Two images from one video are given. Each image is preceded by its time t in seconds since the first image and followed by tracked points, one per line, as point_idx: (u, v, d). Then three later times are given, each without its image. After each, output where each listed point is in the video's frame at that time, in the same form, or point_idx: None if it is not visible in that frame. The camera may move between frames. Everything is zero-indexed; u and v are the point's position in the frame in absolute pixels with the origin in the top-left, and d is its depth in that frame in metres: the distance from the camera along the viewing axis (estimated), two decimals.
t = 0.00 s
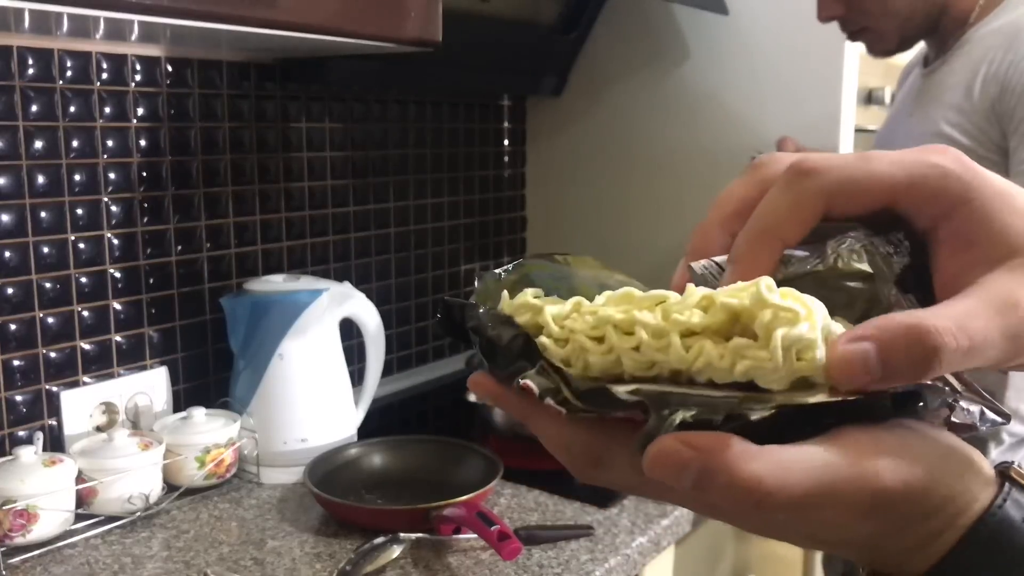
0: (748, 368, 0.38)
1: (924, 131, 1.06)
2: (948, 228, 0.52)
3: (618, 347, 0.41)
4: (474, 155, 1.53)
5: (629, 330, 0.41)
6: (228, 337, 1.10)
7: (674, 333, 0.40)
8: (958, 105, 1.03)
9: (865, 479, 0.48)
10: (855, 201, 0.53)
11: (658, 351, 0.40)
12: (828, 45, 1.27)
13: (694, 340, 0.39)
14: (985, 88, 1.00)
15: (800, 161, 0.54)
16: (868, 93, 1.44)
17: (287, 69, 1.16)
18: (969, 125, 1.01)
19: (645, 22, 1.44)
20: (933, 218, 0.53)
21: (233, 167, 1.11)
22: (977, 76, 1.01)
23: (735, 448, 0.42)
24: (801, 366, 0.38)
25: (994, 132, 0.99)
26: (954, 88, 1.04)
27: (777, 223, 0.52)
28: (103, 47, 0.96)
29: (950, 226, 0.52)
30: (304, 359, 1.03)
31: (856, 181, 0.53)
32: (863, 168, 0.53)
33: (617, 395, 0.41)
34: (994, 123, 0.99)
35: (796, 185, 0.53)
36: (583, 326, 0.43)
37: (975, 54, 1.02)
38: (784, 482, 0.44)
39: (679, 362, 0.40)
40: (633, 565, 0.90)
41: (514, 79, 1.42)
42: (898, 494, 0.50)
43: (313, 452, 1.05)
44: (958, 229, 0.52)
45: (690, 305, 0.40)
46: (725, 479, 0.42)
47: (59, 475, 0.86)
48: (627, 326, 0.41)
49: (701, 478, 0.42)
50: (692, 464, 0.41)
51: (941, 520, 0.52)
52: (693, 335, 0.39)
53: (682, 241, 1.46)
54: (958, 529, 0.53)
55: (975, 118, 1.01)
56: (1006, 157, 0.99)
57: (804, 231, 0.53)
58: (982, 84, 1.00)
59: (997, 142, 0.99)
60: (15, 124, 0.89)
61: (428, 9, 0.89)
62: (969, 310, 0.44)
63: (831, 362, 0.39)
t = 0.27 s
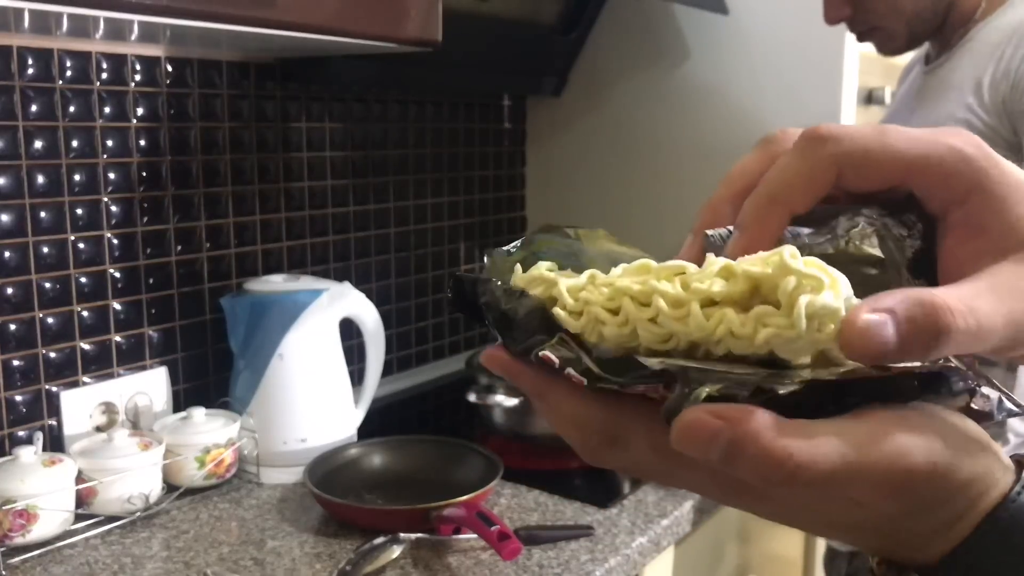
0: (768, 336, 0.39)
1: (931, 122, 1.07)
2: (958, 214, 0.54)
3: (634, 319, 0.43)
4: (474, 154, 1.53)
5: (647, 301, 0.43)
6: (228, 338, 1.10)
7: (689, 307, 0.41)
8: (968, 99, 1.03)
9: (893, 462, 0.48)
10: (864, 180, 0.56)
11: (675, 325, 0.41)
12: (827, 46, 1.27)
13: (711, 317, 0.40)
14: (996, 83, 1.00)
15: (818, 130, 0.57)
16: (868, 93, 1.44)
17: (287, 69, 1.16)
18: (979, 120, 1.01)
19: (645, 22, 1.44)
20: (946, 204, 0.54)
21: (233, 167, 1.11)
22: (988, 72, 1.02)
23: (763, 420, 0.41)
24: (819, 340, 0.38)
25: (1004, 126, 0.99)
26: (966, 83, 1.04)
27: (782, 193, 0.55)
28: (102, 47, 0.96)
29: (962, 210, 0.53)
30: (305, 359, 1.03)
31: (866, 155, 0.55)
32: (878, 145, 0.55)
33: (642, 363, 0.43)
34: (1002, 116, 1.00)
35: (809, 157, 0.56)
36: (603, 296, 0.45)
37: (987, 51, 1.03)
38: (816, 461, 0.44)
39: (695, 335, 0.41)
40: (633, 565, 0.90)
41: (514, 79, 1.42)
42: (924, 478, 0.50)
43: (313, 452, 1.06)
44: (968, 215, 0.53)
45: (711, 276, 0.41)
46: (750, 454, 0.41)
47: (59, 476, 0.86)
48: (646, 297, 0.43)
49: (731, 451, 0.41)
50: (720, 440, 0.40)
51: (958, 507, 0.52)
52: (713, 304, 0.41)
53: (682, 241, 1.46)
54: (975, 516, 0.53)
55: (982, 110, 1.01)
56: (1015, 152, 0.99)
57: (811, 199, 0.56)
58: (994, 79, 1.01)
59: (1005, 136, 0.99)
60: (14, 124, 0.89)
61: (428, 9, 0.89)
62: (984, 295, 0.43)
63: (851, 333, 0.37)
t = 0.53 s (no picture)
0: (790, 331, 0.38)
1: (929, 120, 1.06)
2: (957, 208, 0.54)
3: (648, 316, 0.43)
4: (474, 154, 1.53)
5: (660, 299, 0.42)
6: (228, 338, 1.10)
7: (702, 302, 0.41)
8: (969, 95, 1.02)
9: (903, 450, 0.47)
10: (864, 173, 0.55)
11: (691, 323, 0.41)
12: (827, 46, 1.27)
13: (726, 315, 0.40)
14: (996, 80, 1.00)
15: (816, 118, 0.56)
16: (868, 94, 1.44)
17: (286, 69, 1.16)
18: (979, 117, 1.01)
19: (645, 22, 1.44)
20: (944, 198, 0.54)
21: (233, 167, 1.11)
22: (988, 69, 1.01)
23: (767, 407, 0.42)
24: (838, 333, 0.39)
25: (1005, 124, 0.99)
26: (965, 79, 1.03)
27: (777, 184, 0.55)
28: (102, 47, 0.96)
29: (961, 204, 0.54)
30: (304, 359, 1.03)
31: (864, 147, 0.54)
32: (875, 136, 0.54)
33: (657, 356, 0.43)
34: (1001, 115, 1.00)
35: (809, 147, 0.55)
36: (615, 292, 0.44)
37: (987, 47, 1.02)
38: (825, 446, 0.44)
39: (706, 334, 0.41)
40: (634, 565, 0.89)
41: (514, 79, 1.42)
42: (933, 470, 0.49)
43: (312, 453, 1.05)
44: (967, 211, 0.53)
45: (726, 272, 0.41)
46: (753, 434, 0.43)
47: (59, 476, 0.86)
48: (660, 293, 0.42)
49: (741, 435, 0.42)
50: (728, 429, 0.42)
51: (967, 501, 0.52)
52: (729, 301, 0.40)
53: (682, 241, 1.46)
54: (981, 511, 0.53)
55: (981, 109, 1.01)
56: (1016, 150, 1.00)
57: (805, 191, 0.55)
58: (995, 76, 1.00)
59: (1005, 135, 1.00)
60: (14, 124, 0.89)
61: (428, 9, 0.89)
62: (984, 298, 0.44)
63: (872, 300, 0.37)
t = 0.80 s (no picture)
0: (796, 239, 0.41)
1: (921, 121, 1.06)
2: (956, 171, 0.50)
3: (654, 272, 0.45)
4: (475, 154, 1.53)
5: (662, 254, 0.46)
6: (228, 338, 1.10)
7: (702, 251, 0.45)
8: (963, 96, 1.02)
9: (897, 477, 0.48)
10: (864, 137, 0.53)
11: (698, 261, 0.43)
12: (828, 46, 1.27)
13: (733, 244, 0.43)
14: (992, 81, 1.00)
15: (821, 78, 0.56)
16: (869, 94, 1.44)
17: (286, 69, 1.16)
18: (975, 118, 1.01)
19: (646, 21, 1.44)
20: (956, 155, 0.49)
21: (232, 166, 1.11)
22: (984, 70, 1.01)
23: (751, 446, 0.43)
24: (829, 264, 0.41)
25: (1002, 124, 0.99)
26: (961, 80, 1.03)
27: (780, 130, 0.57)
28: (102, 47, 0.96)
29: (959, 168, 0.49)
30: (304, 359, 1.03)
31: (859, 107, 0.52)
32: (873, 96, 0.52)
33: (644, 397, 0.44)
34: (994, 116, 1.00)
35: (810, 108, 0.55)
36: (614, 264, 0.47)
37: (983, 47, 1.02)
38: (814, 479, 0.45)
39: (716, 276, 0.43)
40: (633, 566, 0.89)
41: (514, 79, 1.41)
42: (926, 493, 0.50)
43: (313, 453, 1.05)
44: (968, 172, 0.49)
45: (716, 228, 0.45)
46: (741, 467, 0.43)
47: (59, 476, 0.86)
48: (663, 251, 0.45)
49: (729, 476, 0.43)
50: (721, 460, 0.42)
51: (963, 516, 0.52)
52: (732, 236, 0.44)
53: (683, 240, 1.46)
54: (975, 523, 0.53)
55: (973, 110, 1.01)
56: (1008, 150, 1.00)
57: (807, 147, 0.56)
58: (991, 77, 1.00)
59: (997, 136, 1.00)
60: (14, 124, 0.89)
61: (428, 9, 0.89)
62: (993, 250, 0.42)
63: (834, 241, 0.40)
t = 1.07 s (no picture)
0: (791, 242, 0.42)
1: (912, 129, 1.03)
2: (952, 178, 0.54)
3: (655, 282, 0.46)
4: (475, 154, 1.53)
5: (661, 263, 0.46)
6: (228, 338, 1.10)
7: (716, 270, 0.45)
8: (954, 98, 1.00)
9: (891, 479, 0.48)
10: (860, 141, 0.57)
11: (696, 265, 0.44)
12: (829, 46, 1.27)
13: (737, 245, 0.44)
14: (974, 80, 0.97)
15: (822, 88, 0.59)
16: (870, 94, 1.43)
17: (286, 68, 1.15)
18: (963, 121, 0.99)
19: (646, 21, 1.44)
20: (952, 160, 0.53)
21: (232, 167, 1.11)
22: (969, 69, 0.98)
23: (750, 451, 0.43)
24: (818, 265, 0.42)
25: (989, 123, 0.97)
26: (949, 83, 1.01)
27: (781, 143, 0.60)
28: (102, 47, 0.96)
29: (954, 174, 0.54)
30: (304, 359, 1.03)
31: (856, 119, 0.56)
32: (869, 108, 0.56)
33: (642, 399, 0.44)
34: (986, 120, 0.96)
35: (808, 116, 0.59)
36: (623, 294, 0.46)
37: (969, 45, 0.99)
38: (813, 479, 0.46)
39: (715, 280, 0.44)
40: (634, 566, 0.89)
41: (514, 79, 1.41)
42: (922, 496, 0.50)
43: (313, 452, 1.05)
44: (963, 178, 0.53)
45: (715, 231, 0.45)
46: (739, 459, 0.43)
47: (59, 476, 0.86)
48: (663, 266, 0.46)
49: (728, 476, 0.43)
50: (721, 462, 0.42)
51: (959, 520, 0.53)
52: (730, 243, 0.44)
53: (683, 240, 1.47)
54: (974, 528, 0.53)
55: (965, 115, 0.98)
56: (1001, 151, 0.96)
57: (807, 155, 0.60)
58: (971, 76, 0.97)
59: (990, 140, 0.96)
60: (14, 124, 0.89)
61: (428, 9, 0.89)
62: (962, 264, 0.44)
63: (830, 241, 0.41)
